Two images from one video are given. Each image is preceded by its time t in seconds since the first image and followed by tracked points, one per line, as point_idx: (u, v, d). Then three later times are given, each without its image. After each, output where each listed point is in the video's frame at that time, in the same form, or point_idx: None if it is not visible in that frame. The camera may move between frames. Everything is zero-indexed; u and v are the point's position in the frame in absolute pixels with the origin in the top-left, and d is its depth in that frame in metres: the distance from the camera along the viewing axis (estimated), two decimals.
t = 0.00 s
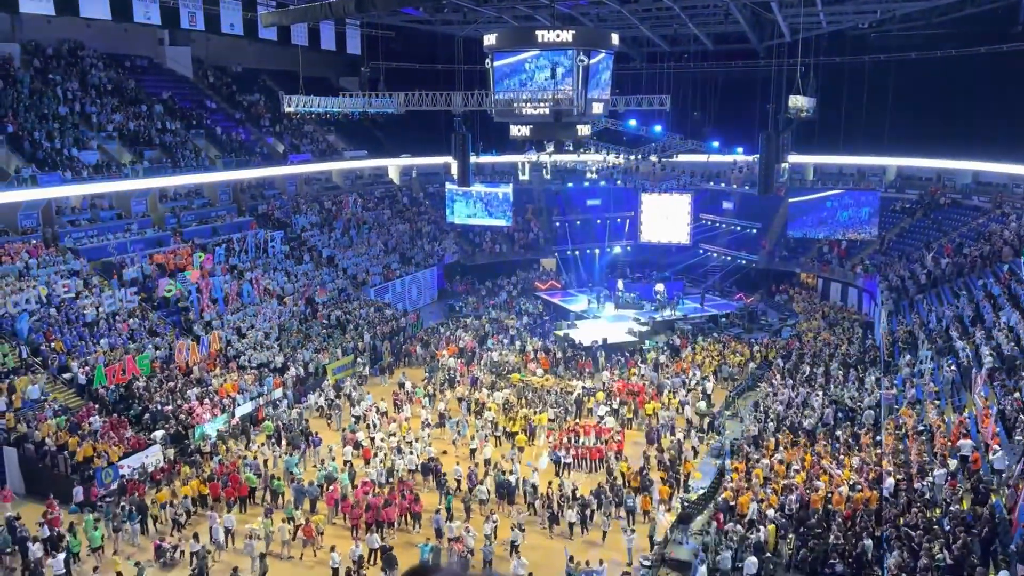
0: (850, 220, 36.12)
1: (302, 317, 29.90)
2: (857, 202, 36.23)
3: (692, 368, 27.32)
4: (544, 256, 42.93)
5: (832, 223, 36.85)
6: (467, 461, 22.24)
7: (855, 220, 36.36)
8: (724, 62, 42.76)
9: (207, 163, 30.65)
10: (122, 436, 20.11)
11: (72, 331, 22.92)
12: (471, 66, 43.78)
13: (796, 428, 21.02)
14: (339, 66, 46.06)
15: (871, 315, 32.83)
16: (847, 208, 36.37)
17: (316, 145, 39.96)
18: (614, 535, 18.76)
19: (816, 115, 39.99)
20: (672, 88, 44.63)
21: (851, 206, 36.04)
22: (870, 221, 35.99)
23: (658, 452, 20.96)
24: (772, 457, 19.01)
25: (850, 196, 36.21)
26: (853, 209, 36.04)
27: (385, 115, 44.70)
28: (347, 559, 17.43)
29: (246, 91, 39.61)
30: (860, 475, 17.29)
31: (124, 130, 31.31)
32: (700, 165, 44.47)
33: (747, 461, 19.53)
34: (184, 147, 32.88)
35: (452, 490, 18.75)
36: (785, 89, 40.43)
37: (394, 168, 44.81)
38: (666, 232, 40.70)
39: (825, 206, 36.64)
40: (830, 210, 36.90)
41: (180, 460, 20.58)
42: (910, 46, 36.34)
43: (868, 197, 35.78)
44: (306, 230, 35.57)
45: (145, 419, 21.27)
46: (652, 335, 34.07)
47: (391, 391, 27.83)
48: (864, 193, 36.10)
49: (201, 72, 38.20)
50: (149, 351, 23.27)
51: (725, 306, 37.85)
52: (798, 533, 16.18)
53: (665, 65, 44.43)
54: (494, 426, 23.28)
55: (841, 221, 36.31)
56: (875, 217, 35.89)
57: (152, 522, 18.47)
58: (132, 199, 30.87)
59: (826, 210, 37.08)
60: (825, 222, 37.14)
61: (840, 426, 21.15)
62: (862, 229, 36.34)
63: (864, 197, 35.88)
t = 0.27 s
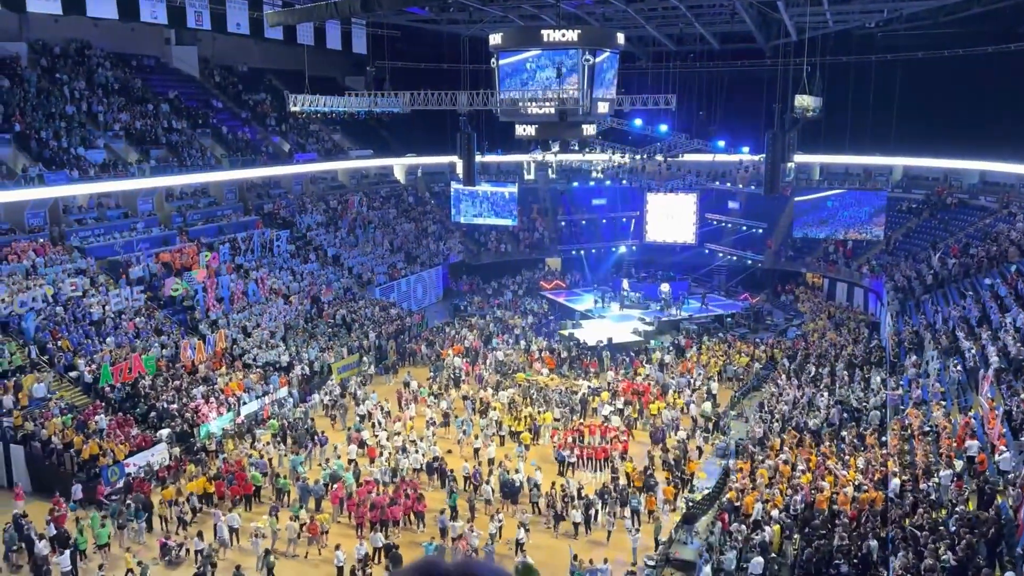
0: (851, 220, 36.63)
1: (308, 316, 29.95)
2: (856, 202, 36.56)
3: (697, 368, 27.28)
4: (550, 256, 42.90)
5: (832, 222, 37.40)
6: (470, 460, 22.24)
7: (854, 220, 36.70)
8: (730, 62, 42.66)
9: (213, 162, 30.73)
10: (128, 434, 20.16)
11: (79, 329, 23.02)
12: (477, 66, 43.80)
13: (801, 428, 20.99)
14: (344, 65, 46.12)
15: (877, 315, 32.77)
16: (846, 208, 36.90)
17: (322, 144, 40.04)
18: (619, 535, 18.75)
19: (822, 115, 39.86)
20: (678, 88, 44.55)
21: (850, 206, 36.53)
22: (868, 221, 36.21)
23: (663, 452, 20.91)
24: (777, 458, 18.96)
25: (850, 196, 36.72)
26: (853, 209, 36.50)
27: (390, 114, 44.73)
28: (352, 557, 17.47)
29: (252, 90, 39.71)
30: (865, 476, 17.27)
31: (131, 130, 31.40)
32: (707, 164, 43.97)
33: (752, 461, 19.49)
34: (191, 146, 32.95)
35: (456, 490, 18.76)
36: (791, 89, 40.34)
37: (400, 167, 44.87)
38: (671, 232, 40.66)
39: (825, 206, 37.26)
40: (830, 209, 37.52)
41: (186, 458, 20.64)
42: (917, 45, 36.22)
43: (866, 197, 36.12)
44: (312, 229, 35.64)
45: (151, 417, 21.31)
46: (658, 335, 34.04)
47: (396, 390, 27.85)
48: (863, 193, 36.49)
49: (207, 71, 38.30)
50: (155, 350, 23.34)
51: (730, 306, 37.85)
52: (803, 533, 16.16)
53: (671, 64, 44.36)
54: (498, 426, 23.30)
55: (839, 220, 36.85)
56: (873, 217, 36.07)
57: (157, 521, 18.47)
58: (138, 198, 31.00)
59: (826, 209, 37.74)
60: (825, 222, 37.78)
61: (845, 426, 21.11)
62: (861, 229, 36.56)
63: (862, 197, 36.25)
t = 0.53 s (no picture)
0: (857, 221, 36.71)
1: (315, 315, 30.01)
2: (862, 203, 36.78)
3: (704, 368, 27.20)
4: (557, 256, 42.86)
5: (837, 222, 37.52)
6: (476, 460, 22.25)
7: (859, 220, 36.85)
8: (739, 62, 42.55)
9: (222, 162, 30.83)
10: (136, 432, 20.28)
11: (88, 328, 23.14)
12: (485, 66, 43.81)
13: (809, 429, 20.93)
14: (353, 65, 46.20)
15: (885, 316, 32.66)
16: (851, 208, 37.04)
17: (329, 144, 40.11)
18: (625, 535, 18.74)
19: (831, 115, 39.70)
20: (687, 88, 44.47)
21: (856, 207, 36.66)
22: (874, 221, 36.38)
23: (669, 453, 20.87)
24: (785, 459, 18.91)
25: (856, 196, 36.90)
26: (859, 209, 36.63)
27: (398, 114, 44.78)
28: (359, 556, 17.50)
29: (260, 90, 39.84)
30: (873, 477, 17.21)
31: (140, 129, 31.52)
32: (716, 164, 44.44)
33: (759, 462, 19.43)
34: (199, 146, 33.07)
35: (463, 489, 18.78)
36: (799, 90, 40.21)
37: (407, 167, 44.92)
38: (678, 233, 40.62)
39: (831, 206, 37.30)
40: (835, 210, 37.66)
41: (194, 457, 20.74)
42: (926, 45, 36.06)
43: (871, 197, 36.38)
44: (319, 229, 35.71)
45: (159, 415, 21.38)
46: (665, 335, 33.99)
47: (403, 389, 27.89)
48: (868, 194, 36.73)
49: (216, 71, 38.42)
50: (163, 349, 23.42)
51: (738, 307, 37.76)
52: (810, 535, 16.12)
53: (679, 64, 44.29)
54: (505, 426, 23.30)
55: (844, 220, 37.00)
56: (879, 218, 36.25)
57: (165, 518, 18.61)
58: (147, 197, 31.11)
59: (832, 210, 37.90)
60: (830, 223, 37.91)
61: (853, 427, 21.04)
62: (866, 230, 36.66)
63: (868, 197, 36.50)
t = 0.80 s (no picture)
0: (867, 223, 37.02)
1: (325, 315, 30.09)
2: (872, 204, 36.91)
3: (713, 370, 27.14)
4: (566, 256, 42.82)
5: (848, 223, 37.82)
6: (484, 461, 22.25)
7: (869, 221, 37.08)
8: (749, 62, 42.41)
9: (232, 162, 30.97)
10: (146, 431, 20.37)
11: (99, 327, 23.26)
12: (494, 66, 43.84)
13: (818, 431, 20.86)
14: (363, 65, 46.30)
15: (896, 317, 32.52)
16: (861, 210, 37.28)
17: (339, 145, 40.21)
18: (633, 536, 18.71)
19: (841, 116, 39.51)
20: (696, 89, 44.37)
21: (866, 208, 36.85)
22: (884, 222, 36.55)
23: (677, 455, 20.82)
24: (793, 461, 18.85)
25: (866, 197, 37.06)
26: (869, 211, 36.84)
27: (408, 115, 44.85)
28: (367, 555, 17.54)
29: (270, 90, 39.99)
30: (883, 480, 17.15)
31: (151, 129, 31.68)
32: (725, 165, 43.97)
33: (767, 463, 19.38)
34: (210, 146, 33.21)
35: (471, 490, 18.80)
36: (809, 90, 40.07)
37: (417, 167, 44.99)
38: (688, 234, 40.53)
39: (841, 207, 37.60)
40: (846, 211, 37.93)
41: (203, 456, 20.81)
42: (938, 45, 35.90)
43: (881, 199, 36.48)
44: (329, 229, 35.80)
45: (169, 415, 21.46)
46: (674, 336, 33.94)
47: (411, 389, 27.93)
48: (879, 195, 36.80)
49: (227, 72, 38.58)
50: (173, 348, 23.53)
51: (747, 308, 37.65)
52: (819, 537, 16.07)
53: (688, 65, 44.20)
54: (513, 426, 23.31)
55: (853, 222, 37.32)
56: (889, 219, 36.38)
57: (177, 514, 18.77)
58: (158, 197, 31.26)
59: (842, 211, 38.18)
60: (841, 224, 38.23)
61: (863, 429, 20.97)
62: (876, 231, 36.94)
63: (878, 199, 36.60)
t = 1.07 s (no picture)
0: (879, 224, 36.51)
1: (335, 315, 30.17)
2: (883, 205, 36.41)
3: (723, 371, 27.07)
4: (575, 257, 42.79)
5: (858, 225, 37.26)
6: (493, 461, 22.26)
7: (880, 223, 36.56)
8: (760, 63, 42.26)
9: (244, 162, 31.11)
10: (157, 430, 20.47)
11: (110, 326, 23.39)
12: (504, 67, 43.86)
13: (828, 433, 20.78)
14: (374, 66, 46.40)
15: (907, 320, 32.36)
16: (872, 211, 36.74)
17: (350, 145, 40.31)
18: (642, 537, 18.69)
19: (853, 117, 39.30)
20: (707, 89, 44.26)
21: (877, 210, 36.33)
22: (895, 224, 36.09)
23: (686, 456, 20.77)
24: (803, 463, 18.79)
25: (877, 199, 36.53)
26: (880, 213, 36.32)
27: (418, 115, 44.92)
28: (376, 555, 17.58)
29: (282, 91, 40.16)
30: (893, 483, 17.08)
31: (163, 130, 31.84)
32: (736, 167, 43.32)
33: (777, 465, 19.32)
34: (221, 147, 33.36)
35: (480, 490, 18.81)
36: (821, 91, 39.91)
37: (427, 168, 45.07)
38: (698, 235, 40.40)
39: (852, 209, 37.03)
40: (857, 212, 37.34)
41: (213, 455, 20.89)
42: (951, 46, 35.74)
43: (893, 200, 35.99)
44: (339, 229, 35.91)
45: (179, 413, 21.53)
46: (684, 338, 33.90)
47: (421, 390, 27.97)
48: (890, 196, 36.29)
49: (238, 72, 38.75)
50: (185, 347, 23.66)
51: (758, 309, 37.54)
52: (829, 540, 16.02)
53: (699, 66, 44.08)
54: (523, 426, 23.32)
55: (865, 224, 36.75)
56: (900, 221, 35.94)
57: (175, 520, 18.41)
58: (170, 197, 31.41)
59: (853, 212, 37.59)
60: (852, 225, 37.65)
61: (873, 432, 20.88)
62: (887, 233, 36.43)
63: (889, 200, 36.11)
